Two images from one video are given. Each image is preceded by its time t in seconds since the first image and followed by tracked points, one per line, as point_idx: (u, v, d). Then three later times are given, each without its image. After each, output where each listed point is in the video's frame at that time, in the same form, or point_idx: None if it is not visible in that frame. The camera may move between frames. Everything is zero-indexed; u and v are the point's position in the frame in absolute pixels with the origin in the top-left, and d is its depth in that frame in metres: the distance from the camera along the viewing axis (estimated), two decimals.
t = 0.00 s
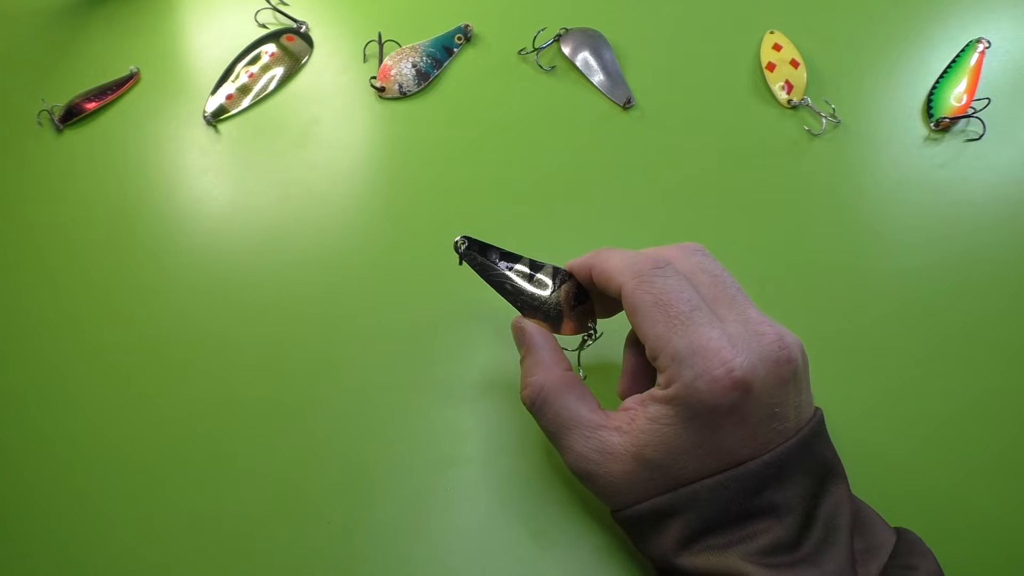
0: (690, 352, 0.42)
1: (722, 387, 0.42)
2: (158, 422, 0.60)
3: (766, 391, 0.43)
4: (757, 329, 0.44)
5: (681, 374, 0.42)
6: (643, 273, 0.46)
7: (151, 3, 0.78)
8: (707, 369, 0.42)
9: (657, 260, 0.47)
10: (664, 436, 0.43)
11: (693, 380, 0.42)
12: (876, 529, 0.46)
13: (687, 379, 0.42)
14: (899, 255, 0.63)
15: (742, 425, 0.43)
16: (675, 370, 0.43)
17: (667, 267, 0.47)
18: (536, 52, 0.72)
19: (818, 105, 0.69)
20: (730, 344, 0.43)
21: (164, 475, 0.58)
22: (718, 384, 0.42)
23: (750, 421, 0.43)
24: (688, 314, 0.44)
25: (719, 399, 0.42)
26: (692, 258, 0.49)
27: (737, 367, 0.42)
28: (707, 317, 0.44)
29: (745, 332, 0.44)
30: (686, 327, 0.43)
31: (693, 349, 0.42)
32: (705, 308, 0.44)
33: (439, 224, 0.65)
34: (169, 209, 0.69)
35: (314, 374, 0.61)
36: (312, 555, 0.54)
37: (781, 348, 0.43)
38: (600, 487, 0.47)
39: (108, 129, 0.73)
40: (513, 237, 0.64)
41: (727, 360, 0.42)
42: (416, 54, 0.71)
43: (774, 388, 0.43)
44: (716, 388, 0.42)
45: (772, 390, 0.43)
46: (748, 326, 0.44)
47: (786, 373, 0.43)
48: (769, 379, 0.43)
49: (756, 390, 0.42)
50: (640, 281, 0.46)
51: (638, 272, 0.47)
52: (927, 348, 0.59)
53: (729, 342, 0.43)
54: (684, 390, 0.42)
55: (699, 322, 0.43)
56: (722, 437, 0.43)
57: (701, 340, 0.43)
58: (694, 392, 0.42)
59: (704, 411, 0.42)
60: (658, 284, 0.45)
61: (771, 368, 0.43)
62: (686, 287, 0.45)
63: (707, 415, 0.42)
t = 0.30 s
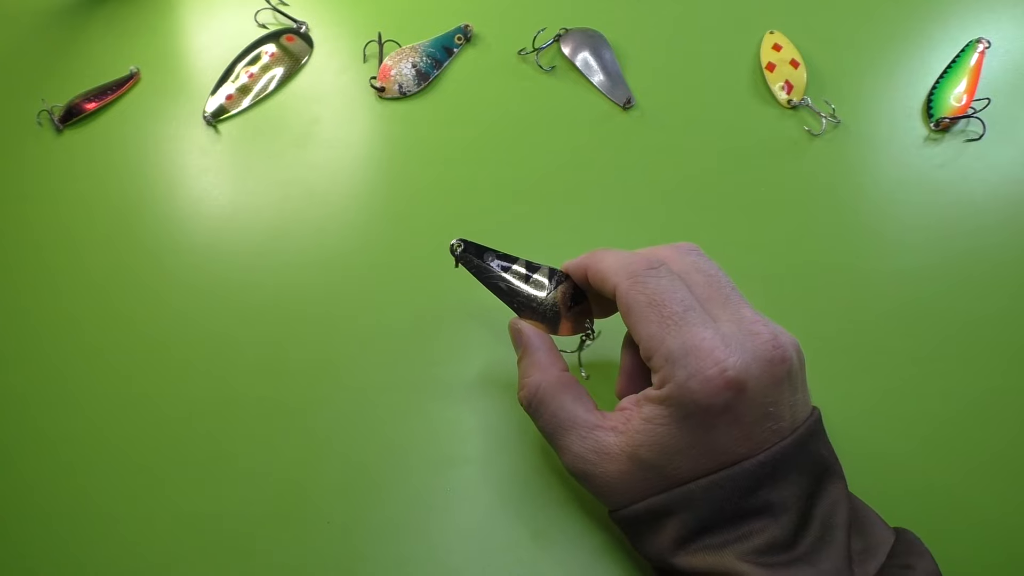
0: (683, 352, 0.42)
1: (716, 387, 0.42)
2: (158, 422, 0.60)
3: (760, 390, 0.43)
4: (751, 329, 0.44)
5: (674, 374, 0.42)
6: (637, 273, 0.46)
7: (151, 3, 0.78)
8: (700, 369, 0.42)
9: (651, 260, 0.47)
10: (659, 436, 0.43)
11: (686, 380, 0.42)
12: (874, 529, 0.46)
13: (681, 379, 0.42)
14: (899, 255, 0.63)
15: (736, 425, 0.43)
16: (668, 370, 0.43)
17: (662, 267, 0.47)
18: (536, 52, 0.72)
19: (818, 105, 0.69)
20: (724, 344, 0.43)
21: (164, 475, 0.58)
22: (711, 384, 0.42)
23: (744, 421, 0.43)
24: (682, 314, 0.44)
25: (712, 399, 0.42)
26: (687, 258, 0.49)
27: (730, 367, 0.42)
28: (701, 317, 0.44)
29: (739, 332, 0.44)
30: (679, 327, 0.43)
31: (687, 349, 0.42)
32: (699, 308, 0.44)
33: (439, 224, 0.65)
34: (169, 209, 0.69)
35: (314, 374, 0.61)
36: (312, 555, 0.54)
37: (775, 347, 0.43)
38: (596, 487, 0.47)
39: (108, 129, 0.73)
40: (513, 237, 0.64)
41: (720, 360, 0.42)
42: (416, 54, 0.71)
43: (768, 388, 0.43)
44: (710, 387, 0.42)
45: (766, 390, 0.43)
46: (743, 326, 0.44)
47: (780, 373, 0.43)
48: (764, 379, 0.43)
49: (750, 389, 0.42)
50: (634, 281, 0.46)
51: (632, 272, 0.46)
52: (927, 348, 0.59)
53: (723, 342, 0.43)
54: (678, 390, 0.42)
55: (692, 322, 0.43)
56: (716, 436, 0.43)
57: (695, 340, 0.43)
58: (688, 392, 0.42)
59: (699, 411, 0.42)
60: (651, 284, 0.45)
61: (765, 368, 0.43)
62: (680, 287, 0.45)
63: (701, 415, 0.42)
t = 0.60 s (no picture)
0: (680, 352, 0.42)
1: (713, 386, 0.42)
2: (158, 422, 0.60)
3: (757, 390, 0.43)
4: (749, 329, 0.44)
5: (671, 374, 0.42)
6: (635, 273, 0.46)
7: (151, 3, 0.78)
8: (697, 369, 0.42)
9: (649, 260, 0.47)
10: (656, 436, 0.43)
11: (684, 380, 0.42)
12: (872, 529, 0.46)
13: (678, 379, 0.42)
14: (899, 255, 0.63)
15: (733, 425, 0.43)
16: (666, 370, 0.43)
17: (660, 267, 0.47)
18: (536, 52, 0.72)
19: (818, 105, 0.69)
20: (721, 344, 0.43)
21: (164, 475, 0.58)
22: (708, 383, 0.42)
23: (742, 421, 0.43)
24: (679, 314, 0.44)
25: (709, 399, 0.42)
26: (686, 258, 0.49)
27: (727, 367, 0.42)
28: (698, 316, 0.44)
29: (737, 332, 0.44)
30: (677, 327, 0.43)
31: (684, 348, 0.42)
32: (696, 308, 0.45)
33: (439, 224, 0.65)
34: (168, 209, 0.69)
35: (314, 375, 0.61)
36: (312, 555, 0.54)
37: (773, 347, 0.43)
38: (594, 486, 0.47)
39: (108, 129, 0.73)
40: (514, 237, 0.64)
41: (717, 360, 0.42)
42: (416, 54, 0.71)
43: (766, 388, 0.43)
44: (707, 388, 0.42)
45: (764, 390, 0.43)
46: (741, 326, 0.45)
47: (778, 373, 0.43)
48: (761, 379, 0.43)
49: (747, 389, 0.42)
50: (631, 281, 0.46)
51: (630, 272, 0.47)
52: (927, 348, 0.59)
53: (720, 342, 0.43)
54: (675, 390, 0.42)
55: (690, 322, 0.43)
56: (713, 436, 0.43)
57: (692, 340, 0.43)
58: (685, 392, 0.42)
59: (696, 411, 0.42)
60: (649, 284, 0.45)
61: (763, 368, 0.43)
62: (678, 287, 0.45)
63: (698, 415, 0.42)
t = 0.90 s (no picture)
0: (685, 356, 0.42)
1: (716, 391, 0.42)
2: (158, 422, 0.60)
3: (761, 395, 0.43)
4: (755, 332, 0.44)
5: (675, 377, 0.42)
6: (641, 273, 0.46)
7: (151, 3, 0.78)
8: (701, 373, 0.42)
9: (656, 260, 0.47)
10: (657, 438, 0.43)
11: (688, 384, 0.42)
12: (872, 531, 0.46)
13: (682, 383, 0.42)
14: (899, 255, 0.63)
15: (736, 429, 0.43)
16: (669, 373, 0.43)
17: (666, 268, 0.47)
18: (536, 52, 0.72)
19: (818, 105, 0.69)
20: (726, 347, 0.43)
21: (163, 475, 0.58)
22: (713, 388, 0.42)
23: (745, 425, 0.43)
24: (685, 317, 0.44)
25: (713, 403, 0.42)
26: (692, 258, 0.49)
27: (732, 371, 0.42)
28: (704, 319, 0.44)
29: (742, 335, 0.44)
30: (682, 330, 0.43)
31: (689, 352, 0.42)
32: (702, 310, 0.44)
33: (440, 224, 0.65)
34: (169, 209, 0.69)
35: (314, 375, 0.61)
36: (313, 555, 0.54)
37: (778, 352, 0.43)
38: (596, 485, 0.47)
39: (108, 129, 0.73)
40: (513, 237, 0.64)
41: (722, 365, 0.42)
42: (416, 54, 0.71)
43: (770, 392, 0.43)
44: (711, 392, 0.42)
45: (768, 395, 0.43)
46: (746, 329, 0.44)
47: (782, 377, 0.43)
48: (765, 383, 0.43)
49: (751, 394, 0.42)
50: (637, 282, 0.46)
51: (636, 272, 0.46)
52: (927, 348, 0.59)
53: (726, 346, 0.43)
54: (679, 393, 0.42)
55: (695, 325, 0.43)
56: (716, 440, 0.43)
57: (697, 343, 0.43)
58: (689, 396, 0.42)
59: (699, 415, 0.42)
60: (655, 285, 0.45)
61: (767, 372, 0.43)
62: (684, 289, 0.45)
63: (701, 419, 0.42)
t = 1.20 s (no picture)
0: (683, 353, 0.42)
1: (714, 389, 0.42)
2: (158, 422, 0.60)
3: (759, 393, 0.43)
4: (754, 331, 0.44)
5: (673, 374, 0.42)
6: (640, 271, 0.46)
7: (151, 3, 0.78)
8: (699, 371, 0.42)
9: (656, 258, 0.47)
10: (656, 435, 0.44)
11: (685, 381, 0.42)
12: (871, 532, 0.46)
13: (679, 380, 0.42)
14: (898, 255, 0.63)
15: (734, 428, 0.43)
16: (668, 370, 0.43)
17: (665, 266, 0.47)
18: (536, 52, 0.72)
19: (818, 105, 0.69)
20: (724, 345, 0.43)
21: (163, 475, 0.58)
22: (710, 386, 0.42)
23: (743, 423, 0.43)
24: (684, 315, 0.44)
25: (710, 401, 0.42)
26: (695, 257, 0.49)
27: (730, 369, 0.42)
28: (703, 317, 0.44)
29: (741, 334, 0.44)
30: (681, 328, 0.43)
31: (687, 350, 0.42)
32: (702, 309, 0.44)
33: (440, 224, 0.65)
34: (168, 209, 0.69)
35: (314, 375, 0.61)
36: (313, 555, 0.54)
37: (777, 352, 0.43)
38: (595, 481, 0.47)
39: (108, 129, 0.73)
40: (513, 237, 0.64)
41: (719, 362, 0.42)
42: (416, 54, 0.71)
43: (768, 391, 0.43)
44: (709, 390, 0.42)
45: (767, 395, 0.43)
46: (746, 328, 0.44)
47: (781, 377, 0.43)
48: (763, 382, 0.43)
49: (748, 392, 0.42)
50: (636, 280, 0.46)
51: (636, 270, 0.46)
52: (927, 348, 0.59)
53: (724, 344, 0.43)
54: (677, 390, 0.42)
55: (694, 323, 0.43)
56: (714, 438, 0.43)
57: (695, 341, 0.43)
58: (687, 393, 0.42)
59: (697, 412, 0.42)
60: (654, 283, 0.45)
61: (765, 371, 0.43)
62: (683, 287, 0.45)
63: (699, 417, 0.42)
